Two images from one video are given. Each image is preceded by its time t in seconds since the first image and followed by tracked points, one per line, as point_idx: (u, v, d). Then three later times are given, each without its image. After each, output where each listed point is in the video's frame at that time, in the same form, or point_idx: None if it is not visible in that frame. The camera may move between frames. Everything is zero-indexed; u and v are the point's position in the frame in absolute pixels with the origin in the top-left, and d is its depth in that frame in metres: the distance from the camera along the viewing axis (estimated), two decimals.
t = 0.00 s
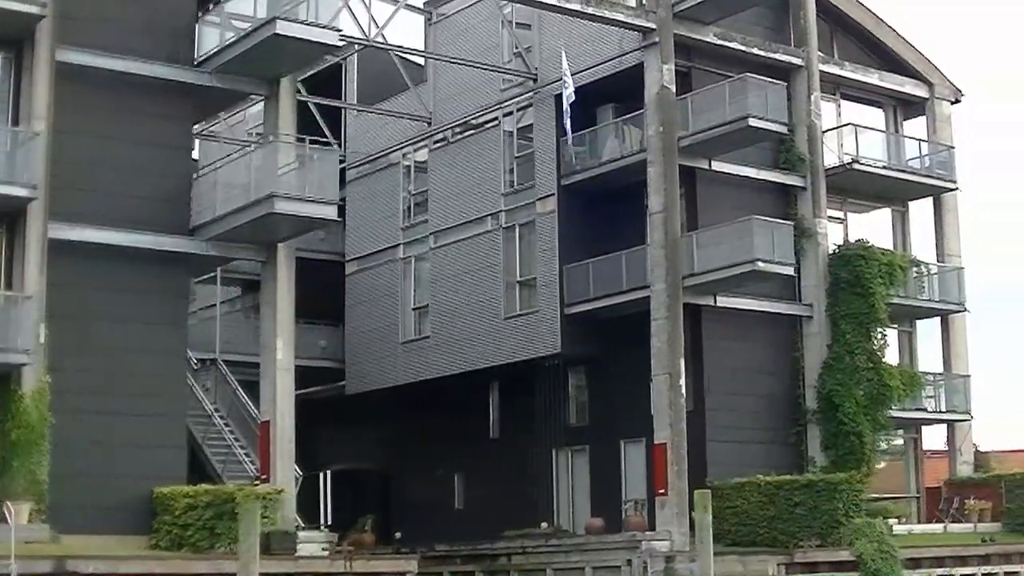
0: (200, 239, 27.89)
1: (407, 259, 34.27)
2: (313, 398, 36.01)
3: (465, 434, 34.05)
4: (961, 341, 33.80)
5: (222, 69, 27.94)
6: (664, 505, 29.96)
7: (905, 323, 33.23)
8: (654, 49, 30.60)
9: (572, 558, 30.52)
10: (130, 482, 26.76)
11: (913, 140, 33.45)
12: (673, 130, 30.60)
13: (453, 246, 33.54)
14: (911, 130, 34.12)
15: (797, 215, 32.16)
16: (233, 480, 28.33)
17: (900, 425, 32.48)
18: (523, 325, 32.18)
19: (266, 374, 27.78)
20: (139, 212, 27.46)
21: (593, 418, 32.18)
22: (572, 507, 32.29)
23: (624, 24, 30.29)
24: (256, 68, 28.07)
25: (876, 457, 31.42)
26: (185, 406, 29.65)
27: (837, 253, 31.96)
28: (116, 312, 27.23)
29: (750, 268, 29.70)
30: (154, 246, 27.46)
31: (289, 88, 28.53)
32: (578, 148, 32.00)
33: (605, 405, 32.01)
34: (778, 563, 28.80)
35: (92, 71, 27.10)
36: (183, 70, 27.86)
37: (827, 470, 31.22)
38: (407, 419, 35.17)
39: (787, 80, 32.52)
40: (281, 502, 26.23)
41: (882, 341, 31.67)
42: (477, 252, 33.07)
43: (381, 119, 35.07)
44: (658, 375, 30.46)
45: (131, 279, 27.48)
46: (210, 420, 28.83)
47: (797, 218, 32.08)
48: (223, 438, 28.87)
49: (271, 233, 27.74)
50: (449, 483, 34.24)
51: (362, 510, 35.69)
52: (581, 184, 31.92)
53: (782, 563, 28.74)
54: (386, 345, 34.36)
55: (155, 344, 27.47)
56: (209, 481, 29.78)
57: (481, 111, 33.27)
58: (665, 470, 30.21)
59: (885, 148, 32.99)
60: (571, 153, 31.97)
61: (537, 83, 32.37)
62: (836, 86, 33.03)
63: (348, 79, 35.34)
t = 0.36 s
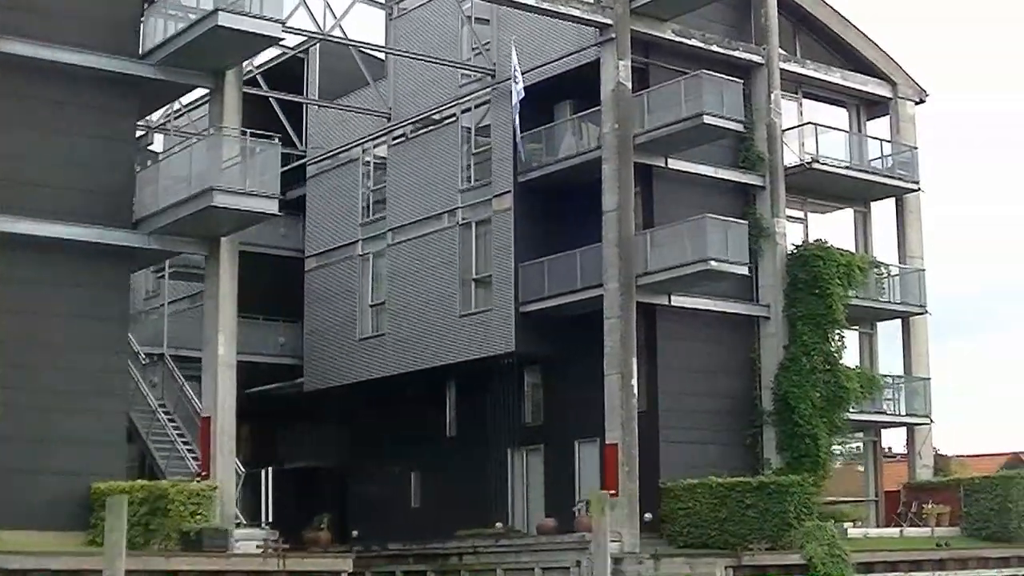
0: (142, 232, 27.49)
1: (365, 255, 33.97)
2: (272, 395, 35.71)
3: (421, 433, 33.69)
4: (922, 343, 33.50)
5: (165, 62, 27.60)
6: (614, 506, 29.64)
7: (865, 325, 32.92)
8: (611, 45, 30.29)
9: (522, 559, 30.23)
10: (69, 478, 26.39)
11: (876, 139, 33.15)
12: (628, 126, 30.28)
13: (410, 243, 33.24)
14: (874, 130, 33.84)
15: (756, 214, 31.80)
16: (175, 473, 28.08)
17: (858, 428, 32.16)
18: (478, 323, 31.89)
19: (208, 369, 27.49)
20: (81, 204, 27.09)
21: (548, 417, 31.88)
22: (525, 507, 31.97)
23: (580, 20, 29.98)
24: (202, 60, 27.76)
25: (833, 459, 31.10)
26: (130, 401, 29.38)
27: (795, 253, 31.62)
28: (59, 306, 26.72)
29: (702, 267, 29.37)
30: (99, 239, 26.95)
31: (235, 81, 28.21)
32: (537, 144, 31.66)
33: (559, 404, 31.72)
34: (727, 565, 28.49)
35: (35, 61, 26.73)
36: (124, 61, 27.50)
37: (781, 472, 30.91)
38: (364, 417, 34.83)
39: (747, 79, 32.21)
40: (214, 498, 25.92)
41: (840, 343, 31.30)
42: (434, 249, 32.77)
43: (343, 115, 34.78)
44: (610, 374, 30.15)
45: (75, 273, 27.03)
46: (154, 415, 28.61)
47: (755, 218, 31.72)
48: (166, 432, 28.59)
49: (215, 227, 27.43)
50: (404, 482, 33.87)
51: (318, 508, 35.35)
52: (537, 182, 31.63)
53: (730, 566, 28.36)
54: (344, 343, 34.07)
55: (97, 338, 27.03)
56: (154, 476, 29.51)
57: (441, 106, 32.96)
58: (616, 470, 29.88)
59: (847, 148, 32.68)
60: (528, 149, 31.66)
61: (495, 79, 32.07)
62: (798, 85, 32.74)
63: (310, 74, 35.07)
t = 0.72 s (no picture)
0: (84, 227, 27.22)
1: (326, 252, 33.70)
2: (234, 392, 35.44)
3: (380, 431, 33.39)
4: (885, 344, 33.20)
5: (107, 54, 27.18)
6: (566, 505, 29.36)
7: (827, 325, 32.62)
8: (568, 40, 29.98)
9: (475, 559, 29.94)
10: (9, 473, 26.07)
11: (839, 138, 32.86)
12: (584, 123, 29.97)
13: (369, 239, 32.97)
14: (839, 128, 33.56)
15: (716, 212, 31.48)
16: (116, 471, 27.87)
17: (818, 428, 31.87)
18: (435, 320, 31.60)
19: (152, 366, 27.26)
20: (23, 198, 26.78)
21: (505, 416, 31.59)
22: (480, 506, 31.69)
23: (537, 14, 29.61)
24: (148, 54, 27.42)
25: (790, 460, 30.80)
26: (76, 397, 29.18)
27: (754, 252, 31.30)
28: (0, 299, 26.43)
29: (657, 265, 29.04)
30: (41, 233, 26.65)
31: (181, 73, 27.88)
32: (494, 141, 31.36)
33: (517, 403, 31.44)
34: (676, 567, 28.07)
35: None
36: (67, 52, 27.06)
37: (738, 473, 30.59)
38: (324, 414, 34.55)
39: (709, 75, 31.89)
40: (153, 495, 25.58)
41: (799, 343, 31.04)
42: (392, 246, 32.51)
43: (305, 110, 34.51)
44: (565, 373, 29.84)
45: (18, 266, 26.75)
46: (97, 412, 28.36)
47: (715, 216, 31.40)
48: (112, 429, 28.35)
49: (159, 222, 27.14)
50: (364, 480, 33.57)
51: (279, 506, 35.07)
52: (495, 178, 31.34)
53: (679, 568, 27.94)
54: (303, 339, 33.79)
55: (39, 332, 26.72)
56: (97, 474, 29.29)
57: (401, 102, 32.66)
58: (569, 470, 29.55)
59: (810, 146, 32.39)
60: (486, 146, 31.37)
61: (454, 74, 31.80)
62: (760, 82, 32.44)
63: (273, 69, 34.80)
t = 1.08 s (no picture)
0: (26, 220, 26.94)
1: (286, 246, 33.41)
2: (196, 388, 35.09)
3: (341, 428, 33.04)
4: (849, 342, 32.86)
5: (50, 46, 26.85)
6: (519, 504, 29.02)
7: (790, 323, 32.28)
8: (525, 34, 29.65)
9: (429, 557, 29.72)
10: None
11: (803, 134, 32.53)
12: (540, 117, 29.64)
13: (328, 234, 32.67)
14: (803, 123, 33.23)
15: (676, 208, 31.11)
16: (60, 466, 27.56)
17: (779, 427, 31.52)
18: (391, 316, 31.28)
19: (96, 362, 26.97)
20: None
21: (463, 413, 31.27)
22: (437, 504, 31.37)
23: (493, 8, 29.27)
24: (93, 46, 27.08)
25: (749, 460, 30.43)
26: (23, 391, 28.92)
27: (715, 248, 30.97)
28: None
29: (611, 261, 28.69)
30: None
31: (127, 65, 27.54)
32: (451, 135, 31.04)
33: (474, 400, 31.12)
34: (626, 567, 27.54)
35: None
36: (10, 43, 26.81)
37: (695, 472, 30.21)
38: (286, 411, 34.21)
39: (669, 70, 31.57)
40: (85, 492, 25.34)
41: (759, 342, 30.66)
42: (351, 241, 32.20)
43: (267, 104, 34.23)
44: (519, 369, 29.50)
45: None
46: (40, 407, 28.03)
47: (675, 212, 31.03)
48: (57, 424, 28.08)
49: (104, 215, 26.83)
50: (324, 478, 33.21)
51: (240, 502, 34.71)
52: (453, 173, 31.02)
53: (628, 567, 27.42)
54: (264, 335, 33.50)
55: None
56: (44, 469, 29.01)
57: (360, 96, 32.36)
58: (522, 467, 29.26)
59: (773, 141, 32.04)
60: (444, 140, 31.05)
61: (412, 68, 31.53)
62: (722, 76, 32.12)
63: (235, 62, 34.51)
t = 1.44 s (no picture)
0: None
1: (247, 234, 33.15)
2: (159, 377, 34.95)
3: (299, 416, 32.79)
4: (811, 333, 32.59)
5: None
6: (471, 493, 28.70)
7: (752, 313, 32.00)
8: (479, 18, 29.33)
9: (381, 548, 29.16)
10: None
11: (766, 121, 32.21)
12: (494, 103, 29.32)
13: (287, 221, 32.40)
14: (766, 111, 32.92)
15: (634, 196, 30.80)
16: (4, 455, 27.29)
17: (739, 417, 31.26)
18: (348, 304, 30.98)
19: (38, 349, 26.66)
20: None
21: (419, 402, 30.94)
22: (392, 493, 31.09)
23: None
24: (39, 29, 26.79)
25: (707, 450, 30.12)
26: None
27: (673, 236, 30.66)
28: None
29: (563, 249, 28.34)
30: None
31: (73, 49, 27.24)
32: (408, 122, 30.73)
33: (431, 389, 30.79)
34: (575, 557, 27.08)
35: None
36: None
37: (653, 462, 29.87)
38: (246, 399, 33.98)
39: (629, 56, 31.23)
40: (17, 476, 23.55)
41: (717, 331, 30.42)
42: (308, 228, 31.92)
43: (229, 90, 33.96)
44: (473, 357, 29.16)
45: None
46: None
47: (633, 199, 30.73)
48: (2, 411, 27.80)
49: (46, 200, 26.52)
50: (283, 466, 32.98)
51: (201, 492, 34.48)
52: (409, 160, 30.71)
53: (579, 558, 27.21)
54: (224, 322, 33.26)
55: None
56: None
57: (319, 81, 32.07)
58: (475, 456, 28.87)
59: (734, 129, 31.70)
60: (400, 126, 30.74)
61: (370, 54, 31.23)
62: (684, 63, 31.80)
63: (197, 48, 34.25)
